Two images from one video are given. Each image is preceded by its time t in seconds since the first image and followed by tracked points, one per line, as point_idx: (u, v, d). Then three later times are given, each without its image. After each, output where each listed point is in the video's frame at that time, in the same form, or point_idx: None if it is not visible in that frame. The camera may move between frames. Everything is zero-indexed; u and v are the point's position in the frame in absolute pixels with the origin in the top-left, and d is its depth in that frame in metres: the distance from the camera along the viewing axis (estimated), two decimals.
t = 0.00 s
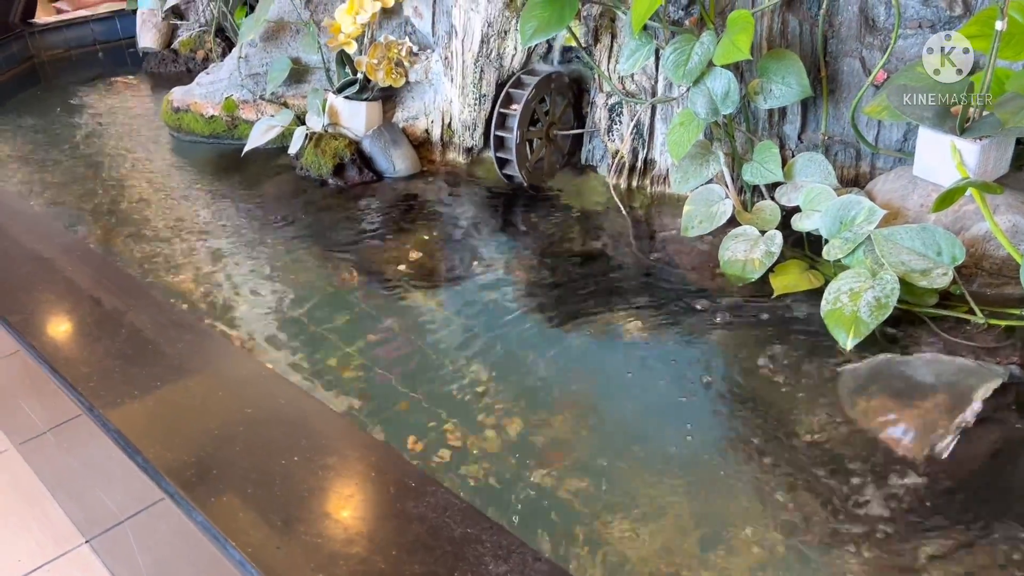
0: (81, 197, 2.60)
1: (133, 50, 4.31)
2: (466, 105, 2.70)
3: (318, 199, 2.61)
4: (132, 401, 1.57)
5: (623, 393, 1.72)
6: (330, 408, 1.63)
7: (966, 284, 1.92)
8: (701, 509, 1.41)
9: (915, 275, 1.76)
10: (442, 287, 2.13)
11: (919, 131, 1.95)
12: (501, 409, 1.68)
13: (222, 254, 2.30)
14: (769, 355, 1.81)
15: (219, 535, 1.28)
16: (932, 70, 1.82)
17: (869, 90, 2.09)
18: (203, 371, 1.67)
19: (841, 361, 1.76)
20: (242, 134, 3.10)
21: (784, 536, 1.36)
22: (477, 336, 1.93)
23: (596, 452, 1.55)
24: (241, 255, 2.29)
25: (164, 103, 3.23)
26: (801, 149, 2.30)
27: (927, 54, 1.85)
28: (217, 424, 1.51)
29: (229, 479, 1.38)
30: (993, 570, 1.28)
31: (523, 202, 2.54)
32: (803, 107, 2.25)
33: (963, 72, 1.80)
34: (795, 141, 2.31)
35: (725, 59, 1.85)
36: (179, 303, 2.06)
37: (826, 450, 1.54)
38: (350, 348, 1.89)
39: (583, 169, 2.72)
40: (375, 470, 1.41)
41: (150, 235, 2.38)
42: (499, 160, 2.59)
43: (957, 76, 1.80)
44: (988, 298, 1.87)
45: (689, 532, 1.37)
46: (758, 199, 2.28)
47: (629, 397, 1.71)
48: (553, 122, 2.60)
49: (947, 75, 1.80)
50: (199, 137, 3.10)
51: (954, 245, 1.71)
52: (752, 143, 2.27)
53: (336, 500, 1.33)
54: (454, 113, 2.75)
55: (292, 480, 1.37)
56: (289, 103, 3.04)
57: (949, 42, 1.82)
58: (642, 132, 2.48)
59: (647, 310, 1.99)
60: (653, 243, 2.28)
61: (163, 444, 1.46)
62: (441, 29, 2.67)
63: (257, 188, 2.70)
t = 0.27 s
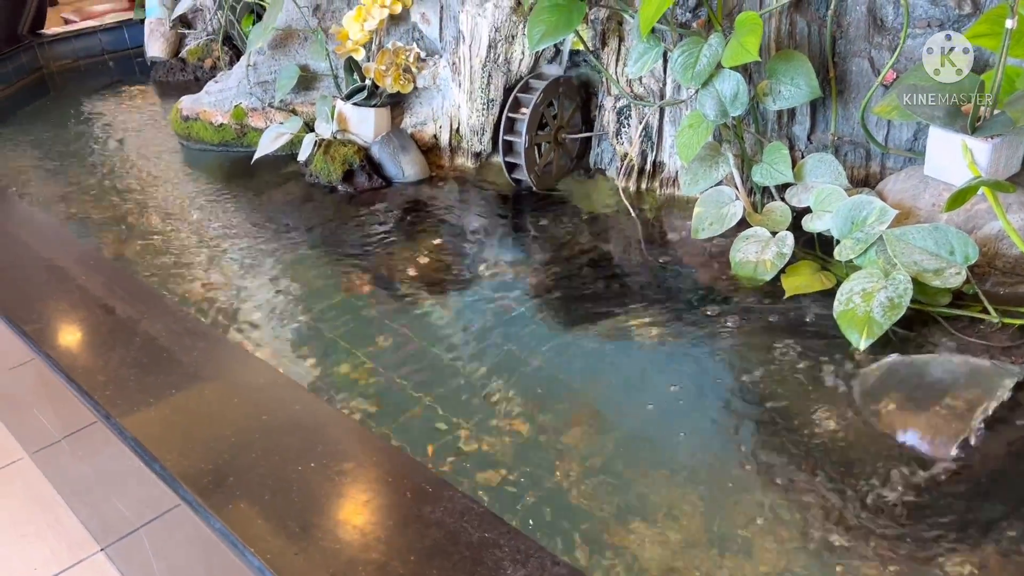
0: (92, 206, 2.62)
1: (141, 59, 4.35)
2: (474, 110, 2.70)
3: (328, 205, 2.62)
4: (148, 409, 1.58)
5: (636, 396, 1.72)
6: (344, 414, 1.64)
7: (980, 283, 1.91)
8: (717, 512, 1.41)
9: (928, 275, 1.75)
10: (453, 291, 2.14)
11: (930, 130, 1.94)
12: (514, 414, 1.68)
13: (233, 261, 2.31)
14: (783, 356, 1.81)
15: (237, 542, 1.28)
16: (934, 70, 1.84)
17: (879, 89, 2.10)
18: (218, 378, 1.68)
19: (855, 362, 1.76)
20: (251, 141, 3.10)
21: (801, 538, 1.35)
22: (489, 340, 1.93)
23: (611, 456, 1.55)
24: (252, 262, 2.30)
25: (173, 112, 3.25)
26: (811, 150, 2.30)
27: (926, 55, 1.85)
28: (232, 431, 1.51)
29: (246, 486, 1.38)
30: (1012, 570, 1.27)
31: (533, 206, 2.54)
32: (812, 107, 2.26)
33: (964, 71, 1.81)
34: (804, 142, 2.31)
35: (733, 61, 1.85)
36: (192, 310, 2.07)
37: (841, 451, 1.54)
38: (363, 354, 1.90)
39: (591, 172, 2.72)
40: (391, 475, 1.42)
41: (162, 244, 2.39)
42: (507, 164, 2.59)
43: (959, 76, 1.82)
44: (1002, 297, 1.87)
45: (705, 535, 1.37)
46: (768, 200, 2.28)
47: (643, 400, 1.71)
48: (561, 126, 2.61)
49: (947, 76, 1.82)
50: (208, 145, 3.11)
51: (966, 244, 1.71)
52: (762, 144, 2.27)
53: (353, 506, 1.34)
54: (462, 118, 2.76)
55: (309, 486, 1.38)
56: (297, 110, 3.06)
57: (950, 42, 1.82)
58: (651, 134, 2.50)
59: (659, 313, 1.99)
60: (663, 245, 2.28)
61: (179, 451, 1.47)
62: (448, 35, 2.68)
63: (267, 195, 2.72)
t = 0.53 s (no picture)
0: (105, 212, 2.64)
1: (151, 66, 4.37)
2: (484, 113, 2.71)
3: (340, 209, 2.63)
4: (165, 412, 1.59)
5: (651, 397, 1.73)
6: (360, 416, 1.65)
7: (994, 282, 1.91)
8: (733, 511, 1.41)
9: (942, 274, 1.74)
10: (465, 294, 2.15)
11: (943, 130, 1.94)
12: (528, 415, 1.68)
13: (247, 266, 2.32)
14: (796, 355, 1.81)
15: (257, 544, 1.29)
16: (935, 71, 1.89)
17: (890, 88, 2.09)
18: (234, 381, 1.69)
19: (869, 361, 1.76)
20: (262, 147, 3.12)
21: (819, 537, 1.35)
22: (502, 342, 1.94)
23: (626, 456, 1.56)
24: (265, 266, 2.32)
25: (184, 119, 3.27)
26: (822, 150, 2.30)
27: (927, 56, 1.89)
28: (250, 434, 1.52)
29: (264, 488, 1.39)
30: None
31: (543, 208, 2.55)
32: (823, 107, 2.26)
33: (965, 71, 1.85)
34: (815, 142, 2.31)
35: (743, 62, 1.85)
36: (206, 315, 2.08)
37: (856, 450, 1.54)
38: (376, 357, 1.91)
39: (602, 174, 2.73)
40: (408, 476, 1.42)
41: (175, 249, 2.41)
42: (517, 167, 2.60)
43: (959, 76, 1.86)
44: (1016, 296, 1.86)
45: (721, 535, 1.37)
46: (780, 200, 2.29)
47: (657, 400, 1.71)
48: (570, 128, 2.62)
49: (946, 76, 1.87)
50: (219, 151, 3.13)
51: (980, 243, 1.70)
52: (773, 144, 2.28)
53: (370, 508, 1.34)
54: (472, 121, 2.77)
55: (326, 488, 1.39)
56: (308, 116, 3.08)
57: (949, 43, 1.87)
58: (661, 136, 2.51)
59: (671, 313, 2.00)
60: (675, 246, 2.28)
61: (197, 453, 1.48)
62: (458, 40, 2.70)
63: (279, 200, 2.73)
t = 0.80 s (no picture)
0: (119, 217, 2.66)
1: (162, 72, 4.40)
2: (494, 116, 2.73)
3: (351, 212, 2.65)
4: (181, 414, 1.60)
5: (663, 398, 1.73)
6: (374, 417, 1.66)
7: (1007, 281, 1.91)
8: (748, 511, 1.42)
9: (955, 274, 1.74)
10: (477, 296, 2.16)
11: (955, 130, 1.95)
12: (541, 416, 1.69)
13: (260, 269, 2.34)
14: (809, 355, 1.81)
15: (274, 545, 1.30)
16: (937, 71, 1.94)
17: (901, 88, 2.08)
18: (250, 383, 1.71)
19: (882, 361, 1.76)
20: (273, 151, 3.14)
21: (834, 537, 1.35)
22: (515, 343, 1.95)
23: (639, 457, 1.56)
24: (278, 270, 2.33)
25: (196, 123, 3.29)
26: (833, 151, 2.31)
27: (927, 55, 1.94)
28: (267, 435, 1.54)
29: (281, 489, 1.40)
30: None
31: (554, 210, 2.56)
32: (833, 108, 2.27)
33: (964, 71, 1.88)
34: (826, 143, 2.32)
35: (754, 63, 1.85)
36: (220, 317, 2.10)
37: (869, 450, 1.54)
38: (389, 359, 1.92)
39: (612, 176, 2.74)
40: (423, 476, 1.43)
41: (188, 253, 2.42)
42: (528, 169, 2.61)
43: (959, 76, 1.89)
44: None
45: (736, 535, 1.37)
46: (790, 201, 2.29)
47: (670, 401, 1.72)
48: (581, 130, 2.62)
49: (946, 76, 1.91)
50: (231, 155, 3.15)
51: (993, 242, 1.70)
52: (784, 145, 2.28)
53: (387, 508, 1.35)
54: (482, 124, 2.78)
55: (342, 488, 1.40)
56: (319, 120, 3.10)
57: (949, 43, 1.91)
58: (671, 137, 2.51)
59: (683, 314, 2.00)
60: (686, 248, 2.29)
61: (213, 455, 1.49)
62: (468, 43, 2.73)
63: (291, 203, 2.75)
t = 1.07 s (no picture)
0: (130, 220, 2.68)
1: (173, 76, 4.43)
2: (503, 119, 2.73)
3: (361, 215, 2.66)
4: (193, 415, 1.61)
5: (673, 399, 1.73)
6: (384, 419, 1.67)
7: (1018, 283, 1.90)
8: (758, 513, 1.42)
9: (965, 275, 1.74)
10: (487, 298, 2.17)
11: (964, 130, 1.94)
12: (550, 418, 1.69)
13: (270, 272, 2.35)
14: (818, 357, 1.81)
15: (286, 545, 1.31)
16: (937, 71, 1.94)
17: (909, 90, 2.03)
18: (261, 384, 1.72)
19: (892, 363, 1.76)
20: (283, 155, 3.15)
21: (844, 539, 1.35)
22: (524, 345, 1.95)
23: (648, 458, 1.56)
24: (288, 272, 2.35)
25: (207, 127, 3.31)
26: (842, 152, 2.31)
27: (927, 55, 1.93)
28: (278, 436, 1.55)
29: (293, 490, 1.41)
30: None
31: (563, 212, 2.57)
32: (842, 110, 2.27)
33: (964, 71, 1.88)
34: (835, 144, 2.32)
35: (763, 65, 1.85)
36: (231, 320, 2.11)
37: (879, 451, 1.54)
38: (399, 361, 1.93)
39: (620, 178, 2.75)
40: (433, 477, 1.44)
41: (199, 256, 2.44)
42: (537, 172, 2.62)
43: (959, 76, 1.89)
44: None
45: (746, 537, 1.37)
46: (799, 203, 2.29)
47: (679, 402, 1.72)
48: (590, 132, 2.62)
49: (946, 76, 1.91)
50: (241, 159, 3.17)
51: (1004, 243, 1.70)
52: (792, 147, 2.29)
53: (397, 508, 1.36)
54: (491, 127, 2.80)
55: (353, 489, 1.41)
56: (329, 123, 3.12)
57: (949, 43, 1.90)
58: (680, 139, 2.52)
59: (692, 316, 2.00)
60: (695, 250, 2.29)
61: (225, 456, 1.50)
62: (476, 47, 2.73)
63: (301, 206, 2.76)
